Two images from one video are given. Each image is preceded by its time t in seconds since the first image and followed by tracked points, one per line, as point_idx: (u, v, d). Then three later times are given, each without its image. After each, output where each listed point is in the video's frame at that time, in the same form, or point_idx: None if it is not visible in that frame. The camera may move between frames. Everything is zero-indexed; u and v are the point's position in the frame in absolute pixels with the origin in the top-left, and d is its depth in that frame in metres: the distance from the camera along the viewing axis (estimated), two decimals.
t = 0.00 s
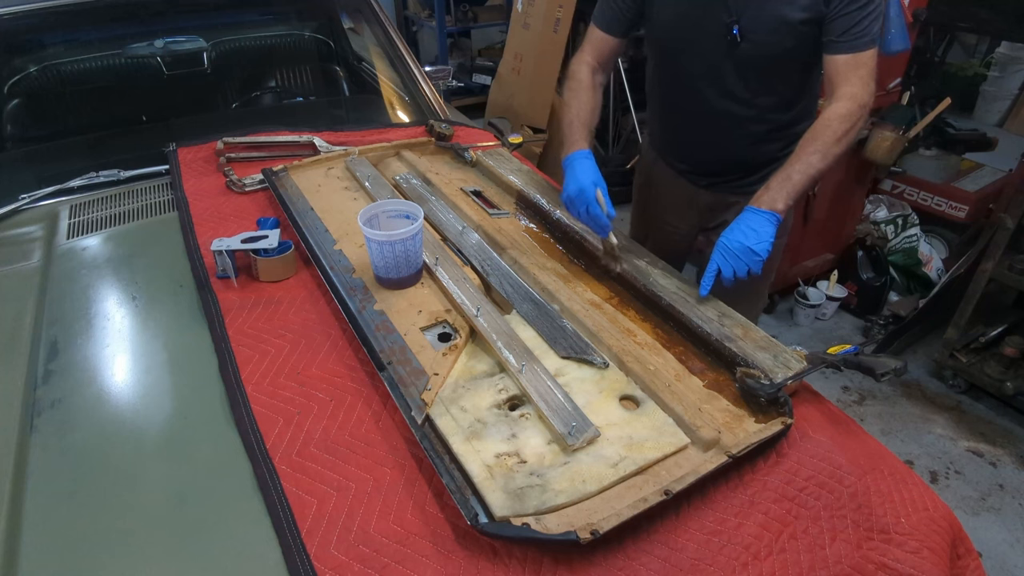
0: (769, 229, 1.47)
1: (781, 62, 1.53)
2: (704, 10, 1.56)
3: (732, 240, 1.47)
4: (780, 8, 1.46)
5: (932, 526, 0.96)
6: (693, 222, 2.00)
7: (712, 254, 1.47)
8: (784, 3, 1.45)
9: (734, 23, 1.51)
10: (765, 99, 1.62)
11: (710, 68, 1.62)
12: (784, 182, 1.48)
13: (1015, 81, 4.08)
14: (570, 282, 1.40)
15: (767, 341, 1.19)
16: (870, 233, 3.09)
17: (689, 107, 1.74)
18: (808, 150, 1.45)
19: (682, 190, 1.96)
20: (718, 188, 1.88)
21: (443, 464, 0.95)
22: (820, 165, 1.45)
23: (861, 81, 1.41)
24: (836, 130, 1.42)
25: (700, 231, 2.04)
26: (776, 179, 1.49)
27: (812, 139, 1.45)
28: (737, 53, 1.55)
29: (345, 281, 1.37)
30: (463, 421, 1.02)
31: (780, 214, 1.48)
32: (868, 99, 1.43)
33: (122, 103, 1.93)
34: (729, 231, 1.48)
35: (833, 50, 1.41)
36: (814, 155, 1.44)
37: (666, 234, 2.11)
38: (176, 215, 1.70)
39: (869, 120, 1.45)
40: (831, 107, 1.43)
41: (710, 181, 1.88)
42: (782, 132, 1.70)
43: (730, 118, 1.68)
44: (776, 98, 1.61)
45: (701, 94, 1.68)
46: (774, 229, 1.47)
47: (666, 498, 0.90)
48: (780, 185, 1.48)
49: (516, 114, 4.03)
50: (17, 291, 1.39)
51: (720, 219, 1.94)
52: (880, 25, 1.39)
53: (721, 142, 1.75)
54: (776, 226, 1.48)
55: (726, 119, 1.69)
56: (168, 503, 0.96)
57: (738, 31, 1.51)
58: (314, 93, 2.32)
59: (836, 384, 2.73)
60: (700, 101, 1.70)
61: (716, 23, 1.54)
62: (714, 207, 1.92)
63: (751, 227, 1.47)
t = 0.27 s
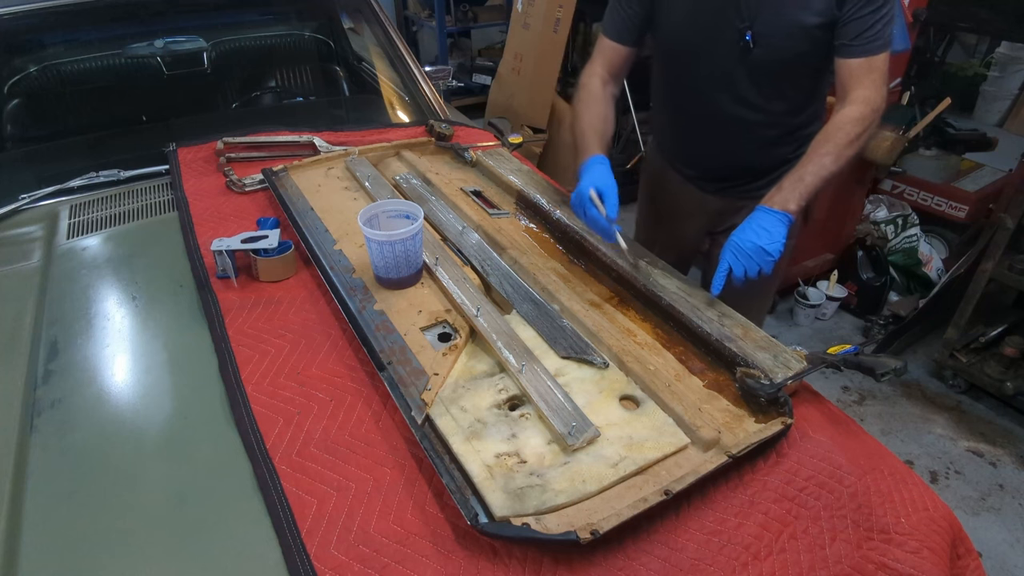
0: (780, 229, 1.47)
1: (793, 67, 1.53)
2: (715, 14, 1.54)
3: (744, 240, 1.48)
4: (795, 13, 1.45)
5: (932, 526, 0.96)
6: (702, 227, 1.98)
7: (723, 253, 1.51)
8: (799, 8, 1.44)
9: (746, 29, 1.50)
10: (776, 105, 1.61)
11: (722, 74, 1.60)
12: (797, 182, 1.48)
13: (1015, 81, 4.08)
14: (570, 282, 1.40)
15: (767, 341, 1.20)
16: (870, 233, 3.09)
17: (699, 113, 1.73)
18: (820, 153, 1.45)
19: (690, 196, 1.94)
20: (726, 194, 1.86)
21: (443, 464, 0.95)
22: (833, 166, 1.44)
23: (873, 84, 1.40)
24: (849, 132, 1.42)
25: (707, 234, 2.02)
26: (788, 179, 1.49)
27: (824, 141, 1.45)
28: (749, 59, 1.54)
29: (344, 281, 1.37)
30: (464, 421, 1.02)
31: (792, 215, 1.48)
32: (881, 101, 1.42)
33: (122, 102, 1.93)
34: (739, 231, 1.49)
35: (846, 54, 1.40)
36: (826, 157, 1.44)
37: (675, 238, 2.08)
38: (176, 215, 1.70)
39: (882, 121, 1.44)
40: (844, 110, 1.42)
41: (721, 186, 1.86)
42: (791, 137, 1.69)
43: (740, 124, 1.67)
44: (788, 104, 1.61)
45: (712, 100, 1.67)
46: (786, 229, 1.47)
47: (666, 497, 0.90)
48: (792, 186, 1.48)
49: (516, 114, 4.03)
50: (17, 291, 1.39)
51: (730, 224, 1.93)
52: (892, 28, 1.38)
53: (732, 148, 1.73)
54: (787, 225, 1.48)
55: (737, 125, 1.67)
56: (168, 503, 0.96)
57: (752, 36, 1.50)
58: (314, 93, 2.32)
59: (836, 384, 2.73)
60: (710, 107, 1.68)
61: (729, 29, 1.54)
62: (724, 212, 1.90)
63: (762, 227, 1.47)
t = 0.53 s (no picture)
0: (798, 224, 1.46)
1: (813, 73, 1.48)
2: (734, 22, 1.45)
3: (765, 232, 1.45)
4: (816, 20, 1.40)
5: (933, 527, 0.96)
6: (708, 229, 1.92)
7: (741, 245, 1.48)
8: (819, 15, 1.40)
9: (768, 39, 1.43)
10: (799, 109, 1.55)
11: (747, 83, 1.51)
12: (816, 176, 1.47)
13: (1015, 81, 4.07)
14: (570, 282, 1.40)
15: (767, 340, 1.20)
16: (870, 233, 3.09)
17: (721, 124, 1.62)
18: (836, 150, 1.45)
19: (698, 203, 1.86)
20: (745, 199, 1.79)
21: (443, 464, 0.95)
22: (849, 162, 1.45)
23: (889, 86, 1.41)
24: (865, 131, 1.42)
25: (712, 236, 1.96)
26: (806, 173, 1.48)
27: (840, 137, 1.45)
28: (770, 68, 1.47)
29: (345, 281, 1.37)
30: (463, 421, 1.02)
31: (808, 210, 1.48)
32: (893, 103, 1.44)
33: (122, 102, 1.93)
34: (758, 223, 1.47)
35: (863, 57, 1.39)
36: (843, 153, 1.44)
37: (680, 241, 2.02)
38: (176, 215, 1.70)
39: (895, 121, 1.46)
40: (859, 109, 1.43)
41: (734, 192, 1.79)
42: (807, 137, 1.65)
43: (765, 130, 1.59)
44: (804, 108, 1.56)
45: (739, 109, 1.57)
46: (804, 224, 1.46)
47: (666, 497, 0.90)
48: (810, 180, 1.47)
49: (515, 114, 4.04)
50: (17, 291, 1.39)
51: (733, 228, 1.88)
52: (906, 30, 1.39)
53: (750, 156, 1.66)
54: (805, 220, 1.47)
55: (764, 131, 1.59)
56: (168, 503, 0.96)
57: (775, 46, 1.43)
58: (314, 93, 2.32)
59: (836, 384, 2.73)
60: (736, 116, 1.59)
61: (749, 38, 1.45)
62: (734, 216, 1.83)
63: (781, 220, 1.45)
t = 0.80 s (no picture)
0: (811, 223, 1.46)
1: (813, 72, 1.47)
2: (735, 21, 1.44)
3: (780, 232, 1.45)
4: (818, 18, 1.40)
5: (933, 527, 0.96)
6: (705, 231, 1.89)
7: (756, 245, 1.48)
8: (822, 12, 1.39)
9: (769, 38, 1.42)
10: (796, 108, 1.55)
11: (745, 82, 1.51)
12: (827, 175, 1.48)
13: (1015, 81, 4.07)
14: (570, 283, 1.40)
15: (767, 341, 1.20)
16: (870, 233, 3.09)
17: (717, 123, 1.61)
18: (844, 148, 1.47)
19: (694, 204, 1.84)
20: (741, 198, 1.78)
21: (443, 464, 0.95)
22: (858, 160, 1.48)
23: (894, 83, 1.44)
24: (872, 129, 1.45)
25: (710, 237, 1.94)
26: (817, 172, 1.49)
27: (848, 135, 1.47)
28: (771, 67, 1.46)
29: (345, 281, 1.37)
30: (463, 421, 1.02)
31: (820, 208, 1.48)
32: (898, 99, 1.47)
33: (122, 102, 1.93)
34: (772, 222, 1.47)
35: (868, 57, 1.41)
36: (852, 151, 1.47)
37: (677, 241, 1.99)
38: (176, 215, 1.70)
39: (901, 117, 1.49)
40: (865, 107, 1.46)
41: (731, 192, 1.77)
42: (804, 137, 1.64)
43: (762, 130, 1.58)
44: (802, 108, 1.55)
45: (735, 107, 1.56)
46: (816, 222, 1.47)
47: (666, 498, 0.90)
48: (820, 178, 1.48)
49: (516, 114, 4.04)
50: (17, 291, 1.39)
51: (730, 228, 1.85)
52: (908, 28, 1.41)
53: (748, 156, 1.65)
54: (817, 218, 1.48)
55: (760, 131, 1.58)
56: (167, 504, 0.96)
57: (775, 44, 1.42)
58: (314, 93, 2.33)
59: (836, 384, 2.73)
60: (732, 115, 1.58)
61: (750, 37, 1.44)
62: (729, 216, 1.81)
63: (795, 219, 1.46)
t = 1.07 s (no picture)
0: (790, 218, 1.49)
1: (790, 67, 1.49)
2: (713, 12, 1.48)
3: (760, 226, 1.48)
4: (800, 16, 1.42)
5: (933, 527, 0.96)
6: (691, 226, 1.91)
7: (736, 239, 1.51)
8: (794, 8, 1.42)
9: (742, 29, 1.46)
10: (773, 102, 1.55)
11: (717, 73, 1.54)
12: (809, 171, 1.51)
13: (1015, 81, 4.07)
14: (570, 282, 1.40)
15: (767, 341, 1.20)
16: (870, 233, 3.10)
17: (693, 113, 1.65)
18: (828, 145, 1.48)
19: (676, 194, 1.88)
20: (717, 192, 1.80)
21: (443, 464, 0.95)
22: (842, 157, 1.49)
23: (879, 79, 1.43)
24: (857, 126, 1.46)
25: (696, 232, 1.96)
26: (800, 168, 1.51)
27: (833, 132, 1.48)
28: (746, 58, 1.49)
29: (345, 281, 1.37)
30: (464, 421, 1.02)
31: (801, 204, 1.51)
32: (884, 95, 1.46)
33: (122, 102, 1.94)
34: (753, 217, 1.50)
35: (849, 55, 1.42)
36: (835, 148, 1.48)
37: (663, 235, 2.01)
38: (176, 215, 1.70)
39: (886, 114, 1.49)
40: (848, 104, 1.46)
41: (711, 184, 1.79)
42: (784, 136, 1.64)
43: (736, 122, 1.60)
44: (782, 103, 1.56)
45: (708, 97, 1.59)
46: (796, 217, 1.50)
47: (666, 497, 0.90)
48: (803, 174, 1.51)
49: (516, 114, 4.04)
50: (17, 291, 1.39)
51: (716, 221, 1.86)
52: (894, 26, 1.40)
53: (725, 148, 1.67)
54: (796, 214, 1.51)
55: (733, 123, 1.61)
56: (167, 503, 0.96)
57: (748, 36, 1.46)
58: (314, 93, 2.33)
59: (836, 384, 2.73)
60: (705, 105, 1.61)
61: (724, 27, 1.48)
62: (710, 210, 1.84)
63: (775, 215, 1.48)
